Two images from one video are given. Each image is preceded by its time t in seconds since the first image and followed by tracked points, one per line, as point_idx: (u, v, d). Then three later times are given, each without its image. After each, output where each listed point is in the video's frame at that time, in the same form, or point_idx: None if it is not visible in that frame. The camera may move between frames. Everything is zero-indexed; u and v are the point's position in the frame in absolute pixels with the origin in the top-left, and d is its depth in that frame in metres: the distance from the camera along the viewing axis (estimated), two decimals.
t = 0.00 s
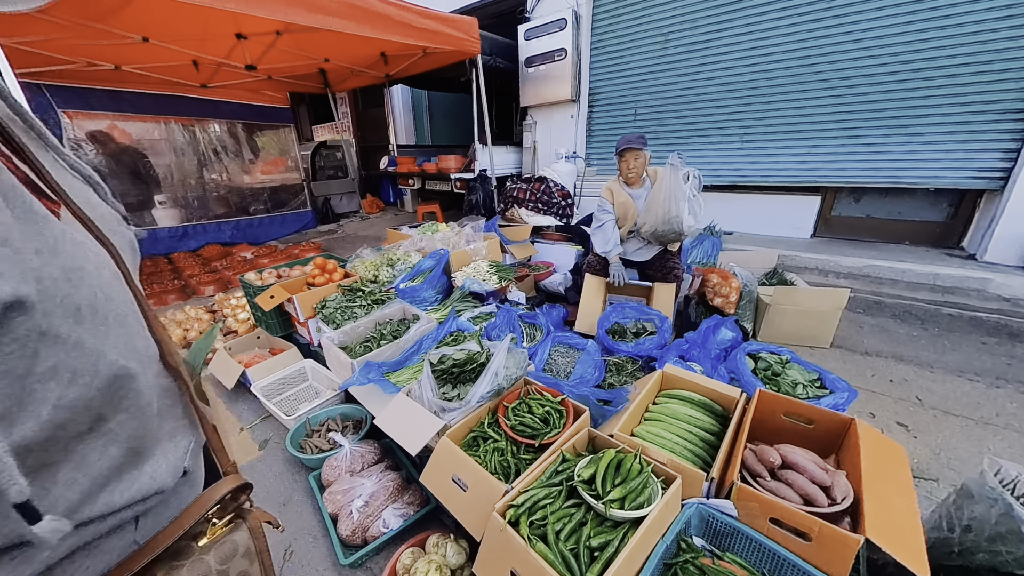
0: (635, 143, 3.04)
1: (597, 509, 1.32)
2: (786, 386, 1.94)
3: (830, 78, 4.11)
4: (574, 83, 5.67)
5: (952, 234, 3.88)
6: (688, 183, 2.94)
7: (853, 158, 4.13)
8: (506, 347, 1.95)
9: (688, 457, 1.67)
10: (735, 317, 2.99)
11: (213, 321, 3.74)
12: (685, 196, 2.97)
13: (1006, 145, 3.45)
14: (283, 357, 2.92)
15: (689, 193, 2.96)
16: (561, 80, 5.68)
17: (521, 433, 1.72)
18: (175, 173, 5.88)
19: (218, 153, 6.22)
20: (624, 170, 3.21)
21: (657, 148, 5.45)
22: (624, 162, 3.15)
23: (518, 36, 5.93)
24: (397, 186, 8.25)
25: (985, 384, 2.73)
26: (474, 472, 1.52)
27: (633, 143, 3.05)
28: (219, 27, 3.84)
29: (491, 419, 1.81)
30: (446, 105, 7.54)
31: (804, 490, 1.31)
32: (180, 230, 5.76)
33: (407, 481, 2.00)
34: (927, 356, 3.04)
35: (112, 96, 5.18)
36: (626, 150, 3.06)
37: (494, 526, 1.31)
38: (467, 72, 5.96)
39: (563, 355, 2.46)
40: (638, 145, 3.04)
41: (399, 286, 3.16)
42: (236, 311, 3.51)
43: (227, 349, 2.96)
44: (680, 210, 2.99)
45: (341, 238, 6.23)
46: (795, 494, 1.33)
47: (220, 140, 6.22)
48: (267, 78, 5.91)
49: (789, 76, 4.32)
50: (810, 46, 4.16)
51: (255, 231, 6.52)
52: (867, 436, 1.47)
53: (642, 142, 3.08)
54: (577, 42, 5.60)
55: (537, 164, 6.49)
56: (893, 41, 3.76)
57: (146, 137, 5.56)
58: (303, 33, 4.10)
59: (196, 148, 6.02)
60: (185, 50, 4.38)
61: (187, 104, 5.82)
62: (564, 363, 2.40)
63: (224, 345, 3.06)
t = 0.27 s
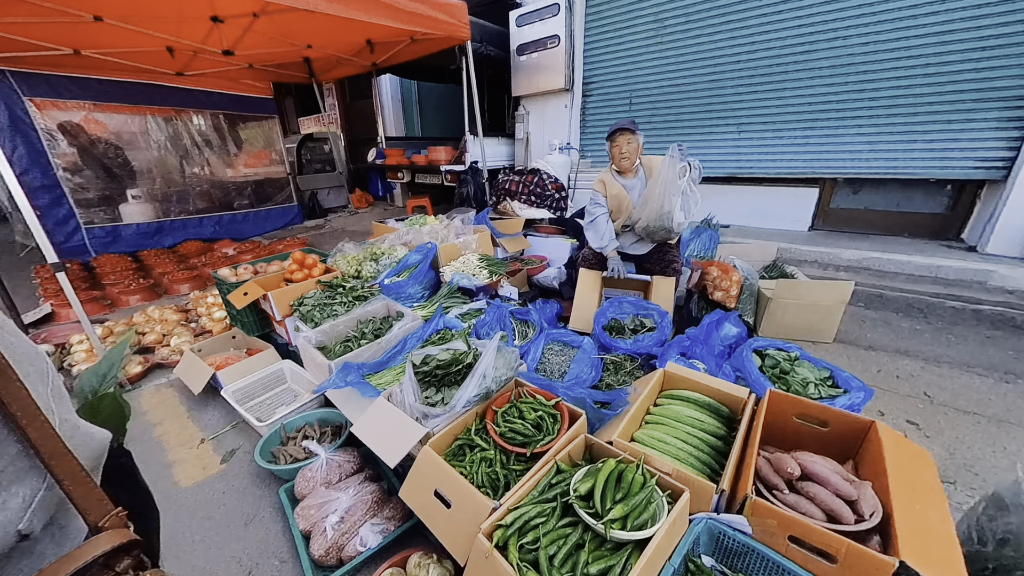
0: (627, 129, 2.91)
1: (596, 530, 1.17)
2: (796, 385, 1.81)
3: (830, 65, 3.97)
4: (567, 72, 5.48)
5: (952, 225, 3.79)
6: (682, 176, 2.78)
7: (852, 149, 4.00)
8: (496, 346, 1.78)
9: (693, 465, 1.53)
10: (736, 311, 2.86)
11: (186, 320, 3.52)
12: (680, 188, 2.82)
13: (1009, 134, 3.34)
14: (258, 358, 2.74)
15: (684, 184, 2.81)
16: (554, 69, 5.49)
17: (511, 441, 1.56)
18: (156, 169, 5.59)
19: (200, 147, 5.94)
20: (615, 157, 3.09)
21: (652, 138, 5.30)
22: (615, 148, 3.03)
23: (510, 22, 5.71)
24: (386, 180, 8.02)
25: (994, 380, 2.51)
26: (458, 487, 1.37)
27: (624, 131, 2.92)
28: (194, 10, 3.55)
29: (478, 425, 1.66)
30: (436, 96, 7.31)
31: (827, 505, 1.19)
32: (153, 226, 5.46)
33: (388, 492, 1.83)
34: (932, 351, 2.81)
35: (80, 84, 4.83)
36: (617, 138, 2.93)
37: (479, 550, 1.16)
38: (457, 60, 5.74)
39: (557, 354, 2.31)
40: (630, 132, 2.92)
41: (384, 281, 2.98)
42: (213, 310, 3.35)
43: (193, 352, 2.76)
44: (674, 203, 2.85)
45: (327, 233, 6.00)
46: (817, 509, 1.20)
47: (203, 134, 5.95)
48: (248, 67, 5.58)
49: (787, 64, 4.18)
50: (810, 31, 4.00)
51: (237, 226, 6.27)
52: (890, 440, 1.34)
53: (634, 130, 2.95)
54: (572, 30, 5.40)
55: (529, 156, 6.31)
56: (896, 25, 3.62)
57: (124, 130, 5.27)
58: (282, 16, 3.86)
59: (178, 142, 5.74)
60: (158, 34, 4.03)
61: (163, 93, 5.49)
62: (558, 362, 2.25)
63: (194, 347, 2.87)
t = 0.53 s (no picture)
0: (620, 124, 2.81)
1: (581, 526, 1.13)
2: (787, 375, 1.79)
3: (823, 55, 3.92)
4: (559, 64, 5.39)
5: (941, 217, 3.80)
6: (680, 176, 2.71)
7: (844, 141, 3.98)
8: (481, 339, 1.73)
9: (683, 457, 1.49)
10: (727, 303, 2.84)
11: (165, 317, 3.41)
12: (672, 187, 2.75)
13: (999, 125, 3.34)
14: (238, 354, 2.64)
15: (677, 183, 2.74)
16: (545, 60, 5.41)
17: (495, 435, 1.51)
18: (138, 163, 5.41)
19: (183, 139, 5.76)
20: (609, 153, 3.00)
21: (644, 129, 5.23)
22: (610, 145, 2.92)
23: (500, 12, 5.60)
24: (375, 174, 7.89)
25: (983, 368, 2.53)
26: (440, 484, 1.31)
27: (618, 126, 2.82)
28: None
29: (463, 420, 1.60)
30: (426, 89, 7.18)
31: (818, 497, 1.15)
32: (135, 221, 5.29)
33: (370, 490, 1.77)
34: (923, 342, 2.82)
35: (53, 73, 4.61)
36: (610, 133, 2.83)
37: (459, 549, 1.11)
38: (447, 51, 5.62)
39: (546, 347, 2.26)
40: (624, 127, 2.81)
41: (370, 275, 2.90)
42: (192, 305, 3.25)
43: (171, 348, 2.68)
44: (667, 201, 2.79)
45: (314, 229, 5.89)
46: (808, 502, 1.16)
47: (187, 126, 5.78)
48: (231, 57, 5.39)
49: (779, 55, 4.13)
50: (804, 19, 3.94)
51: (223, 222, 6.11)
52: (881, 432, 1.31)
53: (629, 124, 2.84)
54: (563, 21, 5.30)
55: (521, 150, 6.23)
56: (889, 14, 3.58)
57: (104, 123, 5.08)
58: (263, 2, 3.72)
59: (160, 135, 5.55)
60: (134, 21, 3.84)
61: (142, 83, 5.28)
62: (547, 355, 2.20)
63: (172, 343, 2.76)
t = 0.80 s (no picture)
0: (622, 122, 2.80)
1: (576, 517, 1.15)
2: (776, 368, 1.84)
3: (812, 53, 3.97)
4: (551, 60, 5.39)
5: (925, 213, 3.89)
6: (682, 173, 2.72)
7: (833, 138, 4.03)
8: (476, 335, 1.74)
9: (674, 449, 1.53)
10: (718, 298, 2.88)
11: (156, 316, 3.37)
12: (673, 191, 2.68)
13: (983, 123, 3.42)
14: (232, 353, 2.63)
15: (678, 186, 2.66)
16: (538, 57, 5.40)
17: (491, 430, 1.53)
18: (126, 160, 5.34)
19: (172, 136, 5.71)
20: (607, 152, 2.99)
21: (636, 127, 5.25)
22: (609, 143, 2.91)
23: (493, 8, 5.57)
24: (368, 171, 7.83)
25: (965, 361, 2.60)
26: (437, 478, 1.33)
27: (619, 122, 2.81)
28: None
29: (458, 415, 1.62)
30: (418, 85, 7.13)
31: (804, 485, 1.19)
32: (124, 219, 5.20)
33: (367, 486, 1.79)
34: (906, 335, 2.91)
35: (35, 67, 4.48)
36: (610, 129, 2.82)
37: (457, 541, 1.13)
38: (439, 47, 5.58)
39: (540, 342, 2.28)
40: (625, 125, 2.81)
41: (363, 272, 2.90)
42: (184, 304, 3.22)
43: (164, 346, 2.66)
44: (665, 205, 2.73)
45: (307, 226, 5.84)
46: (794, 489, 1.20)
47: (175, 122, 5.70)
48: (220, 52, 5.30)
49: (769, 53, 4.16)
50: (793, 18, 3.98)
51: (212, 219, 6.02)
52: (866, 421, 1.35)
53: (631, 122, 2.83)
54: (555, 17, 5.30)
55: (514, 147, 6.23)
56: (876, 13, 3.64)
57: (89, 119, 4.97)
58: None
59: (148, 131, 5.50)
60: (120, 14, 3.76)
61: (128, 78, 5.16)
62: (541, 351, 2.23)
63: (164, 342, 2.74)
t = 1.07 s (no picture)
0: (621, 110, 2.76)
1: (567, 511, 1.13)
2: (770, 360, 1.82)
3: (807, 45, 3.94)
4: (545, 53, 5.33)
5: (917, 206, 3.90)
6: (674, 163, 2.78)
7: (827, 131, 4.03)
8: (468, 329, 1.71)
9: (668, 442, 1.51)
10: (713, 291, 2.87)
11: (141, 313, 3.29)
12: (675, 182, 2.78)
13: (975, 116, 3.42)
14: (219, 349, 2.57)
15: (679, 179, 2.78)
16: (532, 49, 5.34)
17: (482, 424, 1.50)
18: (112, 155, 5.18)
19: (158, 130, 5.56)
20: (605, 138, 2.97)
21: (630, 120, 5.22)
22: (608, 128, 2.88)
23: None
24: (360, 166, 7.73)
25: (956, 352, 2.57)
26: (426, 473, 1.30)
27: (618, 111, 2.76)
28: None
29: (449, 409, 1.59)
30: (411, 79, 7.04)
31: (799, 476, 1.17)
32: (111, 215, 5.08)
33: (356, 483, 1.75)
34: (899, 327, 2.84)
35: (15, 57, 4.34)
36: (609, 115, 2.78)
37: (446, 537, 1.10)
38: (432, 39, 5.49)
39: (534, 336, 2.25)
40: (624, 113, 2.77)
41: (354, 266, 2.85)
42: (170, 300, 3.15)
43: (149, 343, 2.60)
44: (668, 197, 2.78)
45: (298, 222, 5.75)
46: (789, 480, 1.18)
47: (161, 116, 5.56)
48: (207, 44, 5.18)
49: (765, 45, 4.13)
50: (788, 9, 3.94)
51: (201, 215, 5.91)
52: (860, 412, 1.34)
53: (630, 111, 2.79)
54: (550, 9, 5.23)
55: (508, 141, 6.18)
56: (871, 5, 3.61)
57: (73, 112, 4.82)
58: None
59: (133, 125, 5.33)
60: (102, 4, 3.63)
61: (112, 70, 5.02)
62: (535, 344, 2.20)
63: (149, 339, 2.67)
